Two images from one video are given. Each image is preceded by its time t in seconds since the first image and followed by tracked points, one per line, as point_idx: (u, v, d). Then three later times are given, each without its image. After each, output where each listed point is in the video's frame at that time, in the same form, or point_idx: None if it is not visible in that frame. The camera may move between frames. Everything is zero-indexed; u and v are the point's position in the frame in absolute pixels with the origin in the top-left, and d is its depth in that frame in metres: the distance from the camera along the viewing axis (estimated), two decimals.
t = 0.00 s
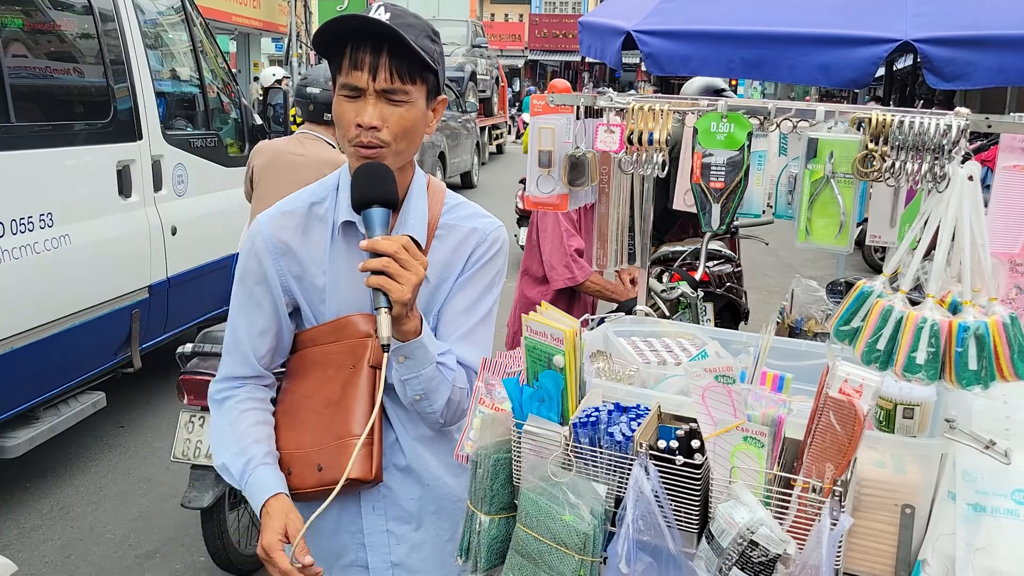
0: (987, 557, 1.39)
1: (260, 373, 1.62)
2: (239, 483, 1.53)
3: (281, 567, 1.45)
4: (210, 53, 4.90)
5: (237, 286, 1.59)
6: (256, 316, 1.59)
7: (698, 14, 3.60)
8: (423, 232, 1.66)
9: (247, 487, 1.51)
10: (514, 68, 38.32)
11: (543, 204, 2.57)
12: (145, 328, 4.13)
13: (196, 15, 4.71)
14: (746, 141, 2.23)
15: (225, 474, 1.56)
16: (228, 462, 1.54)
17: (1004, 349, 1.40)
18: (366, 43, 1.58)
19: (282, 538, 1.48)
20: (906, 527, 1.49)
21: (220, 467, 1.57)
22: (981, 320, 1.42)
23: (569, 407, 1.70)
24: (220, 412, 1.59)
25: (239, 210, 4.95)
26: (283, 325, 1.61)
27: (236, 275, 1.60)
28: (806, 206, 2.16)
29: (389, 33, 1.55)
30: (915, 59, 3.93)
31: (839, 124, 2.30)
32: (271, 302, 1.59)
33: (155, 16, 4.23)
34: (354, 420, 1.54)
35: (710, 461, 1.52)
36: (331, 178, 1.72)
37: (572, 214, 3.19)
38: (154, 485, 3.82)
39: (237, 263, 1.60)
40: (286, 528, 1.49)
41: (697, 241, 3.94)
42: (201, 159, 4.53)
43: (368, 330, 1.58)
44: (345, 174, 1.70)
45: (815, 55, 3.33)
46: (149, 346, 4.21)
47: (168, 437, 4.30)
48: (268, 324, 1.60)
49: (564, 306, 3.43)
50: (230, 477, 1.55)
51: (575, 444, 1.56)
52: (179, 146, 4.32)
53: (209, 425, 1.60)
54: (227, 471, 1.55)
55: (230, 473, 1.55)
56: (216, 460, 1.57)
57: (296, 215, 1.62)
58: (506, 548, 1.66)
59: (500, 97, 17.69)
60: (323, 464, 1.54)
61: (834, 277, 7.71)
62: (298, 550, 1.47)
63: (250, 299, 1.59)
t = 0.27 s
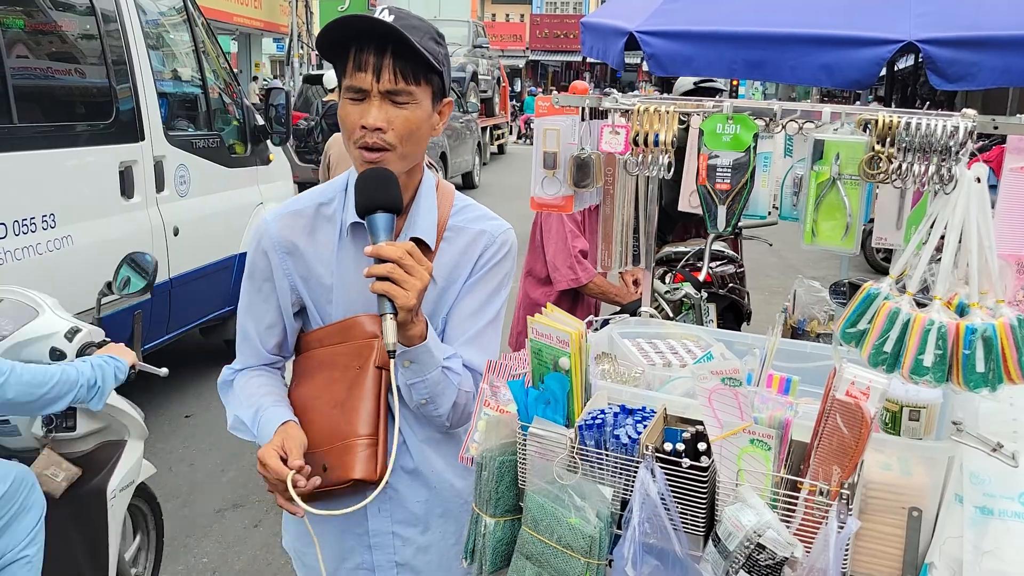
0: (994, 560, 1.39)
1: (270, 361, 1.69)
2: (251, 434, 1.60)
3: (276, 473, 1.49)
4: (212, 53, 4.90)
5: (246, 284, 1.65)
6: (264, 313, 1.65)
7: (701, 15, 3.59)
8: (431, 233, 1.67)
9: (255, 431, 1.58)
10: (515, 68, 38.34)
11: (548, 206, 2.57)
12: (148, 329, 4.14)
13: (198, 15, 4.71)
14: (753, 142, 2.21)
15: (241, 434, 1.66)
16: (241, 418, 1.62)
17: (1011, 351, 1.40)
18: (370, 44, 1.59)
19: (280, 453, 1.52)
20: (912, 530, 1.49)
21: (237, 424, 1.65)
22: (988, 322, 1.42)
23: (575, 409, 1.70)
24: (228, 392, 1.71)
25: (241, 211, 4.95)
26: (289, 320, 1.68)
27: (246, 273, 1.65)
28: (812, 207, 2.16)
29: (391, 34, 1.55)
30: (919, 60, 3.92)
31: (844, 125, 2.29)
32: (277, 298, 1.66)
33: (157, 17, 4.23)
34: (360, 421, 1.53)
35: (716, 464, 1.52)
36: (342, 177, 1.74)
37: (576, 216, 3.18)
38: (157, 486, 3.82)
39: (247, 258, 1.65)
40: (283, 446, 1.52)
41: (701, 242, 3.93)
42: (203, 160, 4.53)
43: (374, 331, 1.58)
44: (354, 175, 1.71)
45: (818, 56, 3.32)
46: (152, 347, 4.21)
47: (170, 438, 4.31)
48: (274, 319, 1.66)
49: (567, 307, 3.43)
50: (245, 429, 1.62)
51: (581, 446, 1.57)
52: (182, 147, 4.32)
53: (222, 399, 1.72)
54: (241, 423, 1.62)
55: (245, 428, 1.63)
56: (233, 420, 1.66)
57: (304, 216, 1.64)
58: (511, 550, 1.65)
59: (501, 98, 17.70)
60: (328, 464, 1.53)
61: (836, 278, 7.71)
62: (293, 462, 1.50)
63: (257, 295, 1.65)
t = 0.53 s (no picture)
0: (996, 562, 1.39)
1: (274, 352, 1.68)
2: (269, 400, 1.57)
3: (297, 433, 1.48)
4: (213, 53, 4.89)
5: (247, 276, 1.65)
6: (264, 307, 1.65)
7: (702, 15, 3.59)
8: (437, 234, 1.68)
9: (275, 393, 1.56)
10: (516, 68, 38.34)
11: (550, 207, 2.56)
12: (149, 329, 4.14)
13: (199, 15, 4.70)
14: (755, 143, 2.22)
15: (255, 407, 1.61)
16: (256, 386, 1.59)
17: (1014, 352, 1.40)
18: (377, 53, 1.58)
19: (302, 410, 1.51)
20: (914, 532, 1.48)
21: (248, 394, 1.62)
22: (991, 324, 1.42)
23: (577, 411, 1.70)
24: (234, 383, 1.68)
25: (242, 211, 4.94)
26: (290, 316, 1.68)
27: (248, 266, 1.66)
28: (813, 209, 2.15)
29: (400, 44, 1.55)
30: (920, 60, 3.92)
31: (846, 126, 2.29)
32: (279, 293, 1.66)
33: (158, 16, 4.22)
34: (362, 422, 1.55)
35: (718, 465, 1.51)
36: (348, 175, 1.74)
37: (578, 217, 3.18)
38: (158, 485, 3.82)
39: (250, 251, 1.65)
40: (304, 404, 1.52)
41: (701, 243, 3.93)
42: (204, 160, 4.53)
43: (375, 329, 1.57)
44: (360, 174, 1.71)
45: (820, 56, 3.32)
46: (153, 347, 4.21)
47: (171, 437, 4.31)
48: (276, 313, 1.67)
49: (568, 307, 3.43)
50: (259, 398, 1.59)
51: (583, 448, 1.57)
52: (183, 147, 4.32)
53: (229, 387, 1.69)
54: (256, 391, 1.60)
55: (260, 398, 1.59)
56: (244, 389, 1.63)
57: (308, 211, 1.64)
58: (514, 551, 1.65)
59: (502, 98, 17.70)
60: (332, 464, 1.57)
61: (837, 278, 7.71)
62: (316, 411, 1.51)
63: (259, 289, 1.64)
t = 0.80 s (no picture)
0: (987, 568, 1.40)
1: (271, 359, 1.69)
2: (271, 400, 1.58)
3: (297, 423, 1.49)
4: (211, 55, 4.89)
5: (245, 284, 1.66)
6: (262, 315, 1.67)
7: (699, 19, 3.60)
8: (431, 241, 1.68)
9: (278, 393, 1.57)
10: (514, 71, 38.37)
11: (544, 212, 2.56)
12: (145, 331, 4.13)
13: (196, 17, 4.71)
14: (747, 149, 2.23)
15: (255, 406, 1.62)
16: (258, 386, 1.61)
17: (1005, 359, 1.41)
18: (378, 49, 1.59)
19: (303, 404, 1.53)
20: (906, 538, 1.47)
21: (247, 397, 1.64)
22: (982, 331, 1.43)
23: (568, 416, 1.69)
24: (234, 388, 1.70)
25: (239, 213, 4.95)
26: (287, 323, 1.68)
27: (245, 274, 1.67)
28: (807, 214, 2.17)
29: (402, 40, 1.56)
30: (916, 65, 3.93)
31: (840, 132, 2.30)
32: (276, 301, 1.66)
33: (155, 18, 4.23)
34: (358, 427, 1.55)
35: (710, 471, 1.52)
36: (344, 181, 1.73)
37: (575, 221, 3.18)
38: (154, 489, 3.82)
39: (247, 259, 1.66)
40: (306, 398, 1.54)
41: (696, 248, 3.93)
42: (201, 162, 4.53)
43: (372, 336, 1.58)
44: (356, 180, 1.71)
45: (816, 61, 3.33)
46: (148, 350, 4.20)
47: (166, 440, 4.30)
48: (273, 320, 1.68)
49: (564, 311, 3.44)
50: (260, 400, 1.61)
51: (575, 453, 1.56)
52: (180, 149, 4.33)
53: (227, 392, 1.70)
54: (256, 393, 1.61)
55: (262, 397, 1.60)
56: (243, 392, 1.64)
57: (304, 219, 1.64)
58: (506, 557, 1.65)
59: (500, 101, 17.73)
60: (325, 469, 1.57)
61: (834, 282, 7.73)
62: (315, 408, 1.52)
63: (257, 298, 1.66)
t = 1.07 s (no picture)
0: (983, 570, 1.39)
1: (269, 362, 1.69)
2: (272, 400, 1.58)
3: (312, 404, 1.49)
4: (210, 56, 4.89)
5: (242, 288, 1.65)
6: (261, 317, 1.66)
7: (698, 21, 3.60)
8: (429, 241, 1.67)
9: (280, 393, 1.58)
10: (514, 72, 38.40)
11: (541, 213, 2.57)
12: (143, 332, 4.13)
13: (195, 18, 4.70)
14: (744, 151, 2.23)
15: (254, 408, 1.62)
16: (258, 387, 1.61)
17: (1001, 361, 1.41)
18: (379, 50, 1.60)
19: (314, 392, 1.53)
20: (901, 541, 1.49)
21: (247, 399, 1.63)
22: (978, 333, 1.43)
23: (565, 416, 1.69)
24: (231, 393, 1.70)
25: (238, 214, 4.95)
26: (285, 325, 1.68)
27: (242, 277, 1.65)
28: (803, 216, 2.17)
29: (403, 41, 1.56)
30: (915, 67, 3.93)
31: (837, 134, 2.30)
32: (275, 303, 1.66)
33: (154, 19, 4.22)
34: (358, 426, 1.56)
35: (706, 473, 1.52)
36: (340, 183, 1.74)
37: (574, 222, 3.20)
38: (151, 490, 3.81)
39: (244, 262, 1.65)
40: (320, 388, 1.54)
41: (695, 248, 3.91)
42: (199, 163, 4.53)
43: (372, 336, 1.58)
44: (353, 181, 1.71)
45: (815, 63, 3.33)
46: (146, 350, 4.20)
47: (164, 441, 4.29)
48: (271, 323, 1.67)
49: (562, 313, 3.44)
50: (260, 401, 1.61)
51: (571, 455, 1.56)
52: (178, 150, 4.32)
53: (225, 397, 1.70)
54: (257, 394, 1.61)
55: (262, 398, 1.61)
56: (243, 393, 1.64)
57: (302, 220, 1.64)
58: (502, 558, 1.65)
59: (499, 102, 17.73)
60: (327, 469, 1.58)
61: (832, 284, 7.73)
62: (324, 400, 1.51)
63: (255, 300, 1.65)
